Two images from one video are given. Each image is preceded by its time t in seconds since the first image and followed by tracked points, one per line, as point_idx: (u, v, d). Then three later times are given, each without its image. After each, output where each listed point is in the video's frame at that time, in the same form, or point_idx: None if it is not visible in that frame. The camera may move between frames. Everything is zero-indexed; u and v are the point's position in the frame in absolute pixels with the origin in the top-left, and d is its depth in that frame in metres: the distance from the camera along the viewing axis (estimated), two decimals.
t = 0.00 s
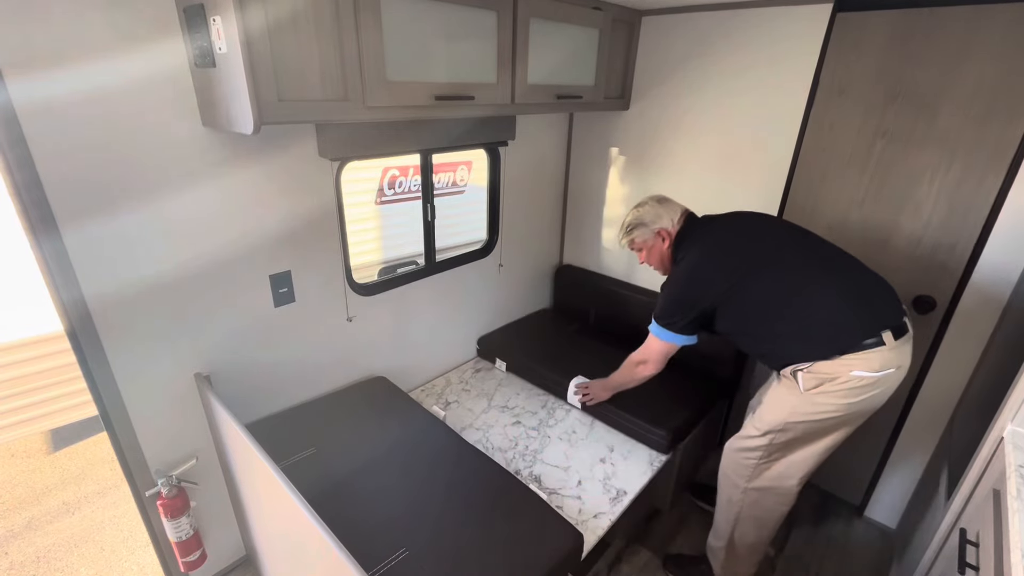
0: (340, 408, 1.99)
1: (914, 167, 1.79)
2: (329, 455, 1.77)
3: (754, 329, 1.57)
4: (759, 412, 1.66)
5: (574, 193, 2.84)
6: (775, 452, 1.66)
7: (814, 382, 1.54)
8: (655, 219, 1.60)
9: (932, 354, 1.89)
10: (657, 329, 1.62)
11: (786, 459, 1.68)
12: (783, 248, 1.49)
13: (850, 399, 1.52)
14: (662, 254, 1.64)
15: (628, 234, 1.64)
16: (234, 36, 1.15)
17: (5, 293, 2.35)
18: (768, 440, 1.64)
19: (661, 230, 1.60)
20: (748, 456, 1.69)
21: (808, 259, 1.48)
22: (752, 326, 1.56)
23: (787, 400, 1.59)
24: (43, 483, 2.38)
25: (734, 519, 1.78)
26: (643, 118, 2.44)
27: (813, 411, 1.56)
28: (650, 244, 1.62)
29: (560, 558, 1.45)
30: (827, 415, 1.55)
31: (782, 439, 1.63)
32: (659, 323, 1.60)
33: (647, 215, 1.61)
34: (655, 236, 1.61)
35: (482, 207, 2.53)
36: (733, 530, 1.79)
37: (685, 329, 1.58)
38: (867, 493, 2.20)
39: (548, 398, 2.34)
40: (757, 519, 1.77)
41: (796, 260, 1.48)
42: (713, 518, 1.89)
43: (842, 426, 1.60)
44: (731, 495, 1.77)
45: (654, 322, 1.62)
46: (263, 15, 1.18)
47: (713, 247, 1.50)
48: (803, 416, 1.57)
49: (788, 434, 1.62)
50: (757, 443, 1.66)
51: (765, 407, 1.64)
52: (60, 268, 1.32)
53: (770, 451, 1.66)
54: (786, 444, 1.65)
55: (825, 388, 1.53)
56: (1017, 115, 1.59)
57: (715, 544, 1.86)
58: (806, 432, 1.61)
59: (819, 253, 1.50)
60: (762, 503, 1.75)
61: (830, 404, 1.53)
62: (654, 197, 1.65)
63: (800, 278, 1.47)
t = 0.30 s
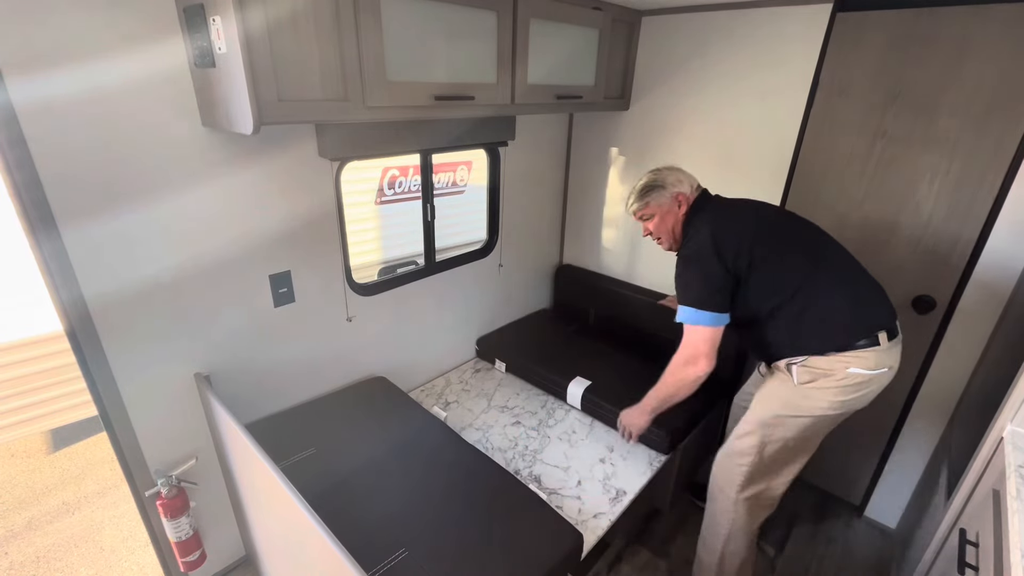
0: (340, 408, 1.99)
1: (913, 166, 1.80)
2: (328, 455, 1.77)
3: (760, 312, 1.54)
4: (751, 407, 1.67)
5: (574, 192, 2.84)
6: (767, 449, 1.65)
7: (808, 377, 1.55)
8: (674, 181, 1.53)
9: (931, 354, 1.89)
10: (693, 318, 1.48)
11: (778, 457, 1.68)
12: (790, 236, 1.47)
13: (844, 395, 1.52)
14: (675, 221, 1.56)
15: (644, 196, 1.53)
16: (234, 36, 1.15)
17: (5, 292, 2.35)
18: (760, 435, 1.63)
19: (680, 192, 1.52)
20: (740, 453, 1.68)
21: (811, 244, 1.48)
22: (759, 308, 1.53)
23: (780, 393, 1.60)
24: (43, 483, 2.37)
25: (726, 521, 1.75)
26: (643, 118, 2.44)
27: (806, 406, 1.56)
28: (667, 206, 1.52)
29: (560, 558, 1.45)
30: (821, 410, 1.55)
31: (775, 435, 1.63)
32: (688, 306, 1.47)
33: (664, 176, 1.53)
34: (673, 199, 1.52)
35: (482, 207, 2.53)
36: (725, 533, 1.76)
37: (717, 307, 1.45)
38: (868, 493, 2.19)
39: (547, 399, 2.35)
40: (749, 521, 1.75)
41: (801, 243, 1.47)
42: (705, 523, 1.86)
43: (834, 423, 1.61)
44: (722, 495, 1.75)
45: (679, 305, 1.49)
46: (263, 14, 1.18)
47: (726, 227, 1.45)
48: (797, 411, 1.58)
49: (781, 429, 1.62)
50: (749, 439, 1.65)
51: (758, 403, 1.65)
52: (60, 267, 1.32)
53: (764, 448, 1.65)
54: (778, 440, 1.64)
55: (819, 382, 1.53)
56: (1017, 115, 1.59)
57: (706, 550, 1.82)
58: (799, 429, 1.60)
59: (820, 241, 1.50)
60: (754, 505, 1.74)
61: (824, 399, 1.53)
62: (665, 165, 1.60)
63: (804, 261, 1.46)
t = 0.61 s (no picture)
0: (340, 408, 1.99)
1: (913, 167, 1.80)
2: (328, 455, 1.77)
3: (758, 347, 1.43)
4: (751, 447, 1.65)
5: (574, 192, 2.84)
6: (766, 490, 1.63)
7: (807, 416, 1.54)
8: (653, 209, 1.40)
9: (931, 354, 1.89)
10: (689, 356, 1.25)
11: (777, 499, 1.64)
12: (789, 266, 1.38)
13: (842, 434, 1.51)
14: (655, 252, 1.43)
15: (621, 224, 1.40)
16: (234, 37, 1.15)
17: (6, 292, 2.35)
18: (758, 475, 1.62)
19: (660, 220, 1.39)
20: (740, 499, 1.64)
21: (812, 274, 1.40)
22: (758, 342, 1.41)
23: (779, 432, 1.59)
24: (43, 483, 2.37)
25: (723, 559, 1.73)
26: (643, 118, 2.44)
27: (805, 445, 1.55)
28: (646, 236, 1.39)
29: (560, 559, 1.44)
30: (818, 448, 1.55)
31: (774, 479, 1.61)
32: (683, 344, 1.25)
33: (643, 203, 1.40)
34: (653, 229, 1.40)
35: (482, 207, 2.53)
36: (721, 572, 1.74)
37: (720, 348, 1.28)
38: (867, 494, 2.19)
39: (547, 399, 2.35)
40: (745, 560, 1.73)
41: (801, 273, 1.39)
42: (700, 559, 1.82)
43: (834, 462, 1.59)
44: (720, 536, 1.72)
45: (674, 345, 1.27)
46: (263, 15, 1.18)
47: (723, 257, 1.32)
48: (795, 450, 1.57)
49: (780, 469, 1.60)
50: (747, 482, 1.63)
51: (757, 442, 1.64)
52: (60, 267, 1.32)
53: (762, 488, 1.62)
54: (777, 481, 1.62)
55: (818, 422, 1.52)
56: (1017, 115, 1.59)
57: None
58: (797, 467, 1.60)
59: (819, 269, 1.43)
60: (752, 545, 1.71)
61: (822, 438, 1.52)
62: (643, 190, 1.47)
63: (806, 293, 1.38)
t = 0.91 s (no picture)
0: (340, 408, 1.99)
1: (913, 167, 1.79)
2: (328, 455, 1.77)
3: (761, 392, 1.23)
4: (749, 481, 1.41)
5: (574, 192, 2.84)
6: (765, 524, 1.45)
7: (818, 446, 1.35)
8: (606, 262, 1.18)
9: (931, 354, 1.90)
10: (658, 417, 1.10)
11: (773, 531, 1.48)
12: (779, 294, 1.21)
13: (850, 463, 1.36)
14: (611, 310, 1.22)
15: (569, 282, 1.16)
16: (234, 37, 1.15)
17: (6, 291, 2.35)
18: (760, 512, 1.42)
19: (613, 276, 1.18)
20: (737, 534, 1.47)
21: (801, 297, 1.24)
22: (762, 387, 1.21)
23: (786, 465, 1.38)
24: (43, 483, 2.37)
25: None
26: (643, 118, 2.45)
27: (811, 476, 1.38)
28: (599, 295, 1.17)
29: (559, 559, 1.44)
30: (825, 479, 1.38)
31: (773, 513, 1.43)
32: (655, 403, 1.10)
33: (595, 255, 1.18)
34: (607, 286, 1.18)
35: (483, 207, 2.53)
36: None
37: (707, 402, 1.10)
38: (868, 494, 2.19)
39: (547, 399, 2.35)
40: None
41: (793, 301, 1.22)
42: None
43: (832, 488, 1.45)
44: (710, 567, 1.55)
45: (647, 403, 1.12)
46: (263, 14, 1.18)
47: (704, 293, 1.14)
48: (802, 483, 1.39)
49: (782, 503, 1.42)
50: (743, 518, 1.44)
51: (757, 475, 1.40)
52: (60, 267, 1.32)
53: (762, 523, 1.44)
54: (778, 515, 1.44)
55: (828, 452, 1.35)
56: (1017, 115, 1.59)
57: None
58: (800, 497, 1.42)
59: (808, 291, 1.28)
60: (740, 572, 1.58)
61: (831, 468, 1.37)
62: (592, 237, 1.25)
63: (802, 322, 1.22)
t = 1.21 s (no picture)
0: (340, 408, 1.99)
1: (913, 167, 1.79)
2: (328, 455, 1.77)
3: (749, 412, 1.20)
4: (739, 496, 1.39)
5: (574, 192, 2.84)
6: (755, 534, 1.44)
7: (810, 463, 1.31)
8: (577, 281, 1.19)
9: (931, 354, 1.89)
10: (637, 447, 1.10)
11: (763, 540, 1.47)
12: (763, 309, 1.18)
13: (841, 475, 1.34)
14: (587, 327, 1.24)
15: (541, 303, 1.21)
16: (234, 36, 1.15)
17: (7, 291, 2.35)
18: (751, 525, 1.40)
19: (585, 295, 1.19)
20: (728, 545, 1.46)
21: (786, 310, 1.21)
22: (750, 407, 1.18)
23: (776, 480, 1.34)
24: (43, 483, 2.37)
25: None
26: (643, 118, 2.45)
27: (802, 489, 1.35)
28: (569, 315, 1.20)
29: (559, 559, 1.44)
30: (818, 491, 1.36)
31: (763, 525, 1.41)
32: (632, 431, 1.09)
33: (566, 275, 1.20)
34: (579, 306, 1.20)
35: (483, 207, 2.53)
36: None
37: (685, 424, 1.09)
38: (868, 494, 2.19)
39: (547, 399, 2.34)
40: None
41: (778, 314, 1.19)
42: None
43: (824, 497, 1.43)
44: None
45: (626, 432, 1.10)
46: (263, 14, 1.18)
47: (683, 311, 1.11)
48: (793, 497, 1.36)
49: (773, 516, 1.40)
50: (733, 530, 1.43)
51: (747, 491, 1.37)
52: (60, 267, 1.32)
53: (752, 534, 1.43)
54: (768, 526, 1.42)
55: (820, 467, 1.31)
56: (1017, 115, 1.59)
57: None
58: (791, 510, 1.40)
59: (793, 303, 1.25)
60: None
61: (822, 481, 1.35)
62: (570, 252, 1.26)
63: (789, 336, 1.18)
